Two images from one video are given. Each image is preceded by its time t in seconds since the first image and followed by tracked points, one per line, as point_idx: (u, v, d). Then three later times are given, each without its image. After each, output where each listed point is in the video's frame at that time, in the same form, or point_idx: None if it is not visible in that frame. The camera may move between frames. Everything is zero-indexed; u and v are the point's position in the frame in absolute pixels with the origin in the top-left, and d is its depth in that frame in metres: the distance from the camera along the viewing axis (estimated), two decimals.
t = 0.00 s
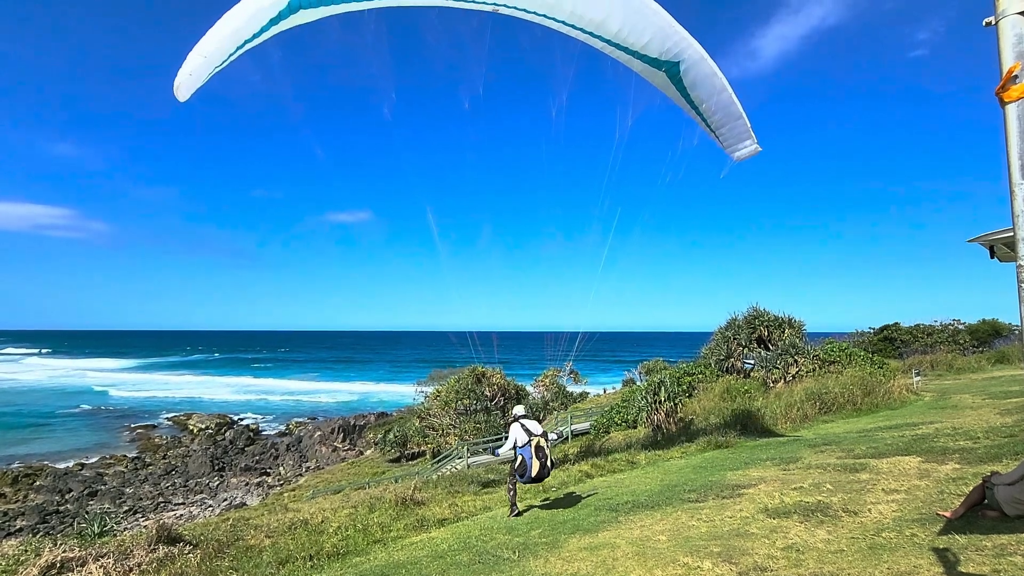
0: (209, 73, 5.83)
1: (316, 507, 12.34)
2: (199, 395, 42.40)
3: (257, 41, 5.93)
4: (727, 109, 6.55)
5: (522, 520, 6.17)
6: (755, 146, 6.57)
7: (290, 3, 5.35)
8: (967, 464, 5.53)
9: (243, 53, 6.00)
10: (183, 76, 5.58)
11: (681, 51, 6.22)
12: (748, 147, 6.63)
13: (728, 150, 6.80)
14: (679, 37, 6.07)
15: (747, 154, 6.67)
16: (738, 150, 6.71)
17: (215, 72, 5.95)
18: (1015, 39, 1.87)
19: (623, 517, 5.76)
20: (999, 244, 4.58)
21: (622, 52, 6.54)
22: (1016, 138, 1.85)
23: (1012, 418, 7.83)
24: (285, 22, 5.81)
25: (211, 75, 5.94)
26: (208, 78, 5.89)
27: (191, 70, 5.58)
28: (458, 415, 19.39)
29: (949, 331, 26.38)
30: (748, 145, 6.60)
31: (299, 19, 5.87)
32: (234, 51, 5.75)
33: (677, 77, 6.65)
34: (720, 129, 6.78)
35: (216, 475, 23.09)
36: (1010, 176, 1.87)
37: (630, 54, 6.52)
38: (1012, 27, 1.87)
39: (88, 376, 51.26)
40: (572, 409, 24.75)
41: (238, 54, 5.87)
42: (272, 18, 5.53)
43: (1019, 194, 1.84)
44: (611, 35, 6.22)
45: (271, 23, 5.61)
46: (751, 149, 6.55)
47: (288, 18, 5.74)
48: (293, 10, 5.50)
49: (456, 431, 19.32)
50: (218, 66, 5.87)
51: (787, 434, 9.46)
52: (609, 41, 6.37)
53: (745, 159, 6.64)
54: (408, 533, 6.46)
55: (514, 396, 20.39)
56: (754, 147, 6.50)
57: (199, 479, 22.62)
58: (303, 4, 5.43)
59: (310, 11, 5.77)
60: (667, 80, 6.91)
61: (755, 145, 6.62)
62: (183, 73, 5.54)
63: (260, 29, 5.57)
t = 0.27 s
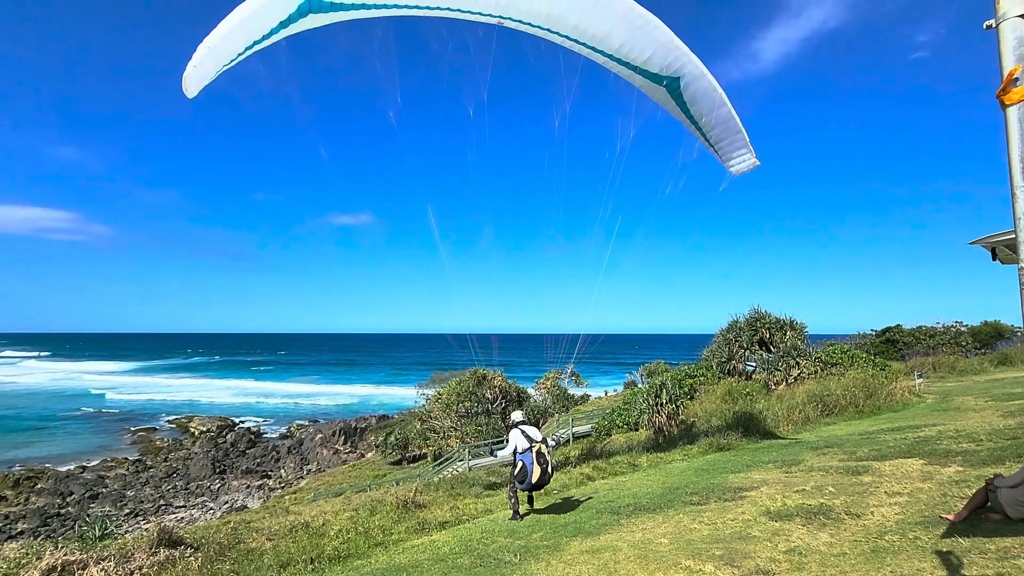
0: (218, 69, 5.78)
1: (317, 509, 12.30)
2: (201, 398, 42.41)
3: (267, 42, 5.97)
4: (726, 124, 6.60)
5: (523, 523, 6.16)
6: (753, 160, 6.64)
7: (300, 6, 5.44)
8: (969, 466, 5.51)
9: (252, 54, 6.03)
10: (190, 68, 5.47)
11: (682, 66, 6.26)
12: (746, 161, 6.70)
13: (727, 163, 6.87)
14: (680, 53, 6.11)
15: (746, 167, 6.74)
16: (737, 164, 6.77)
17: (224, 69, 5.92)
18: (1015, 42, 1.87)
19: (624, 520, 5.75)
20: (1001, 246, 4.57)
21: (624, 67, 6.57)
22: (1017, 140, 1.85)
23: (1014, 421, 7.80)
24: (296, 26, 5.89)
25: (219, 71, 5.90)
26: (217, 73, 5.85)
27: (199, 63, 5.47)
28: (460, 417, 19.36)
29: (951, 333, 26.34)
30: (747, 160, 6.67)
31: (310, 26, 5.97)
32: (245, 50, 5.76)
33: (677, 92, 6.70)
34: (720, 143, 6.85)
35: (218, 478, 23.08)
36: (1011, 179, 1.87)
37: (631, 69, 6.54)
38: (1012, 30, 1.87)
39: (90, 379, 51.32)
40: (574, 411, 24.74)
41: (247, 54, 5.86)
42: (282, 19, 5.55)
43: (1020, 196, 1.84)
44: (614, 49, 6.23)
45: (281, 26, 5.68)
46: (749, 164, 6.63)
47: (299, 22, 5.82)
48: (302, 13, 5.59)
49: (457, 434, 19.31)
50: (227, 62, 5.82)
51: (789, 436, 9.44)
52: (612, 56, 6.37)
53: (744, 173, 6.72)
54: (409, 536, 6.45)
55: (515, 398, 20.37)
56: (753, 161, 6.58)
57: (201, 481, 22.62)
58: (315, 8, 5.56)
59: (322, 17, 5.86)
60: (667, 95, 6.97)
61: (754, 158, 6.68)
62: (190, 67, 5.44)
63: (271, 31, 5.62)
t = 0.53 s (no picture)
0: (221, 70, 5.84)
1: (318, 512, 12.29)
2: (202, 400, 42.41)
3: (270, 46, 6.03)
4: (727, 126, 6.65)
5: (525, 525, 6.15)
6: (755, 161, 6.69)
7: (301, 10, 5.46)
8: (972, 469, 5.49)
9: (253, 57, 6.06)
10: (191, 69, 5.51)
11: (683, 68, 6.25)
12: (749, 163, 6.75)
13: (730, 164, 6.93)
14: (681, 55, 6.11)
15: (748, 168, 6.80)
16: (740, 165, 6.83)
17: (227, 71, 5.99)
18: (1016, 44, 1.87)
19: (626, 522, 5.74)
20: (1003, 247, 4.56)
21: (624, 68, 6.57)
22: (1018, 141, 1.85)
23: (1017, 422, 7.78)
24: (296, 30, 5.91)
25: (222, 73, 5.96)
26: (220, 74, 5.91)
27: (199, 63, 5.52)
28: (461, 420, 19.35)
29: (953, 334, 26.31)
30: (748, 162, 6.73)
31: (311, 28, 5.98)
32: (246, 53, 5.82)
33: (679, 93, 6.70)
34: (722, 145, 6.90)
35: (219, 481, 23.07)
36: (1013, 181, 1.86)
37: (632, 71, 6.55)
38: (1013, 31, 1.87)
39: (91, 381, 51.40)
40: (575, 413, 24.73)
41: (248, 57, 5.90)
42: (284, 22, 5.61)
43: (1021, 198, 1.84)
44: (614, 51, 6.22)
45: (283, 29, 5.70)
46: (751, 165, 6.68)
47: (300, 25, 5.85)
48: (304, 16, 5.62)
49: (458, 436, 19.30)
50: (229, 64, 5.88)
51: (791, 439, 9.42)
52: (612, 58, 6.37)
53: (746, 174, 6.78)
54: (410, 539, 6.44)
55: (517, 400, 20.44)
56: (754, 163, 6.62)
57: (202, 484, 22.62)
58: (317, 11, 5.58)
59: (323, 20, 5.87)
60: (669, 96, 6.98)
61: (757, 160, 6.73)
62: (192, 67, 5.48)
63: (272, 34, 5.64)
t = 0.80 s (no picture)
0: (214, 77, 5.79)
1: (319, 514, 12.27)
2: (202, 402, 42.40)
3: (263, 50, 6.03)
4: (731, 116, 6.75)
5: (526, 528, 6.15)
6: (760, 151, 6.91)
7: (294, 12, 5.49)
8: (974, 470, 5.48)
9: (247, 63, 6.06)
10: (184, 75, 5.45)
11: (684, 58, 6.25)
12: (754, 153, 6.94)
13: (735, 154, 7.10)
14: (681, 45, 6.11)
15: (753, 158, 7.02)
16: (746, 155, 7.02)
17: (220, 77, 5.96)
18: (1015, 46, 1.87)
19: (627, 524, 5.74)
20: (1004, 249, 4.55)
21: (624, 61, 6.57)
22: (1018, 143, 1.85)
23: (1018, 424, 7.76)
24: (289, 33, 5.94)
25: (215, 80, 5.92)
26: (213, 82, 5.86)
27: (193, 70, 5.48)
28: (462, 422, 19.35)
29: (954, 336, 26.30)
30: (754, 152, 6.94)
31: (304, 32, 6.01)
32: (239, 59, 5.81)
33: (680, 83, 6.71)
34: (726, 135, 7.01)
35: (219, 483, 23.05)
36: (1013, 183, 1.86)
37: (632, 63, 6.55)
38: (1013, 33, 1.87)
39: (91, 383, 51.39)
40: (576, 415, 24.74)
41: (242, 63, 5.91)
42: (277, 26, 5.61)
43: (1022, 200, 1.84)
44: (613, 44, 6.23)
45: (276, 33, 5.73)
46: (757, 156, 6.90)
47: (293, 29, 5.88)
48: (297, 19, 5.66)
49: (459, 438, 19.29)
50: (223, 70, 5.84)
51: (792, 440, 9.40)
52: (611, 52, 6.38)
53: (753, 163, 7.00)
54: (411, 541, 6.44)
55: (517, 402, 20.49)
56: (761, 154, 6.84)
57: (202, 486, 22.61)
58: (309, 13, 5.62)
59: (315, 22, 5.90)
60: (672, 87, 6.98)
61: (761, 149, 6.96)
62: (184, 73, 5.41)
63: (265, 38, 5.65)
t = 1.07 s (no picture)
0: (200, 84, 5.91)
1: (320, 515, 12.31)
2: (202, 403, 42.39)
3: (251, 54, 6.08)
4: (737, 99, 6.69)
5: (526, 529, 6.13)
6: (767, 136, 6.79)
7: (278, 13, 5.49)
8: (975, 471, 5.48)
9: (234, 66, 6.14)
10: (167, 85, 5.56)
11: (684, 41, 6.20)
12: (761, 137, 6.82)
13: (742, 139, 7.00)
14: (680, 28, 6.07)
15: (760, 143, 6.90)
16: (753, 140, 6.90)
17: (208, 84, 6.07)
18: (1015, 46, 1.87)
19: (628, 525, 5.74)
20: (1004, 249, 4.55)
21: (623, 47, 6.54)
22: (1017, 143, 1.86)
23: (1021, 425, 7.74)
24: (276, 34, 5.96)
25: (203, 87, 6.05)
26: (200, 89, 5.99)
27: (177, 78, 5.58)
28: (462, 422, 19.36)
29: (955, 336, 26.31)
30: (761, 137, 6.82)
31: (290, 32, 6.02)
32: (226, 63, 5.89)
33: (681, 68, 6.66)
34: (732, 120, 6.95)
35: (220, 484, 23.07)
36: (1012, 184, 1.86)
37: (631, 48, 6.51)
38: (1012, 33, 1.87)
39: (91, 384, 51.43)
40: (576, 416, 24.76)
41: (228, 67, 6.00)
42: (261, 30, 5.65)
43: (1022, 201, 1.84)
44: (609, 31, 6.27)
45: (261, 35, 5.76)
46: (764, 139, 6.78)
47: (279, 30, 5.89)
48: (282, 20, 5.66)
49: (459, 439, 19.30)
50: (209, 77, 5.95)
51: (792, 441, 9.40)
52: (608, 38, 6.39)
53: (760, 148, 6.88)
54: (412, 542, 6.43)
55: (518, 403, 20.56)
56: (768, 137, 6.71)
57: (203, 487, 22.61)
58: (294, 14, 5.61)
59: (301, 21, 5.90)
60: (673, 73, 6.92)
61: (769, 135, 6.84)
62: (167, 83, 5.52)
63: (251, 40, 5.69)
